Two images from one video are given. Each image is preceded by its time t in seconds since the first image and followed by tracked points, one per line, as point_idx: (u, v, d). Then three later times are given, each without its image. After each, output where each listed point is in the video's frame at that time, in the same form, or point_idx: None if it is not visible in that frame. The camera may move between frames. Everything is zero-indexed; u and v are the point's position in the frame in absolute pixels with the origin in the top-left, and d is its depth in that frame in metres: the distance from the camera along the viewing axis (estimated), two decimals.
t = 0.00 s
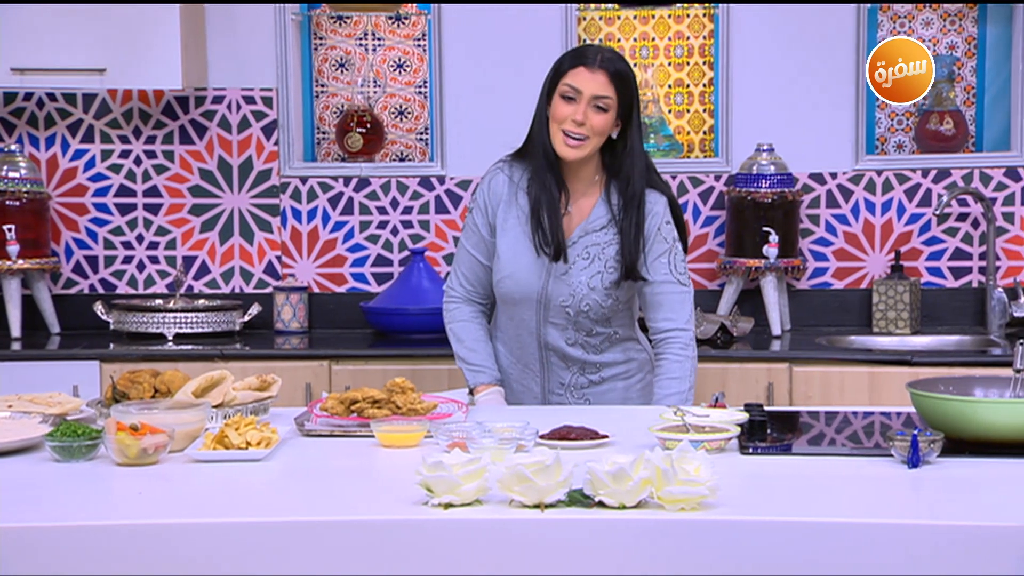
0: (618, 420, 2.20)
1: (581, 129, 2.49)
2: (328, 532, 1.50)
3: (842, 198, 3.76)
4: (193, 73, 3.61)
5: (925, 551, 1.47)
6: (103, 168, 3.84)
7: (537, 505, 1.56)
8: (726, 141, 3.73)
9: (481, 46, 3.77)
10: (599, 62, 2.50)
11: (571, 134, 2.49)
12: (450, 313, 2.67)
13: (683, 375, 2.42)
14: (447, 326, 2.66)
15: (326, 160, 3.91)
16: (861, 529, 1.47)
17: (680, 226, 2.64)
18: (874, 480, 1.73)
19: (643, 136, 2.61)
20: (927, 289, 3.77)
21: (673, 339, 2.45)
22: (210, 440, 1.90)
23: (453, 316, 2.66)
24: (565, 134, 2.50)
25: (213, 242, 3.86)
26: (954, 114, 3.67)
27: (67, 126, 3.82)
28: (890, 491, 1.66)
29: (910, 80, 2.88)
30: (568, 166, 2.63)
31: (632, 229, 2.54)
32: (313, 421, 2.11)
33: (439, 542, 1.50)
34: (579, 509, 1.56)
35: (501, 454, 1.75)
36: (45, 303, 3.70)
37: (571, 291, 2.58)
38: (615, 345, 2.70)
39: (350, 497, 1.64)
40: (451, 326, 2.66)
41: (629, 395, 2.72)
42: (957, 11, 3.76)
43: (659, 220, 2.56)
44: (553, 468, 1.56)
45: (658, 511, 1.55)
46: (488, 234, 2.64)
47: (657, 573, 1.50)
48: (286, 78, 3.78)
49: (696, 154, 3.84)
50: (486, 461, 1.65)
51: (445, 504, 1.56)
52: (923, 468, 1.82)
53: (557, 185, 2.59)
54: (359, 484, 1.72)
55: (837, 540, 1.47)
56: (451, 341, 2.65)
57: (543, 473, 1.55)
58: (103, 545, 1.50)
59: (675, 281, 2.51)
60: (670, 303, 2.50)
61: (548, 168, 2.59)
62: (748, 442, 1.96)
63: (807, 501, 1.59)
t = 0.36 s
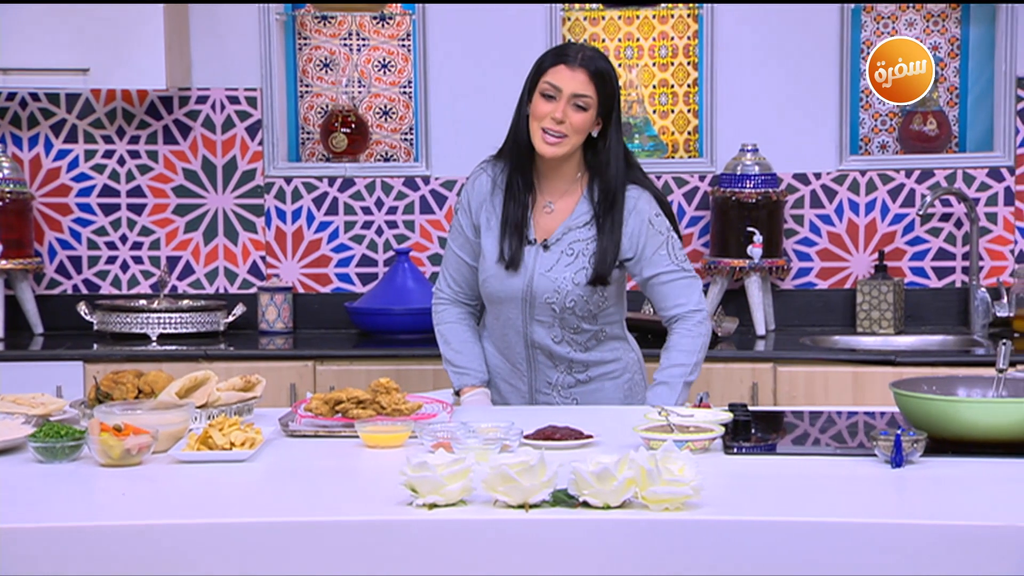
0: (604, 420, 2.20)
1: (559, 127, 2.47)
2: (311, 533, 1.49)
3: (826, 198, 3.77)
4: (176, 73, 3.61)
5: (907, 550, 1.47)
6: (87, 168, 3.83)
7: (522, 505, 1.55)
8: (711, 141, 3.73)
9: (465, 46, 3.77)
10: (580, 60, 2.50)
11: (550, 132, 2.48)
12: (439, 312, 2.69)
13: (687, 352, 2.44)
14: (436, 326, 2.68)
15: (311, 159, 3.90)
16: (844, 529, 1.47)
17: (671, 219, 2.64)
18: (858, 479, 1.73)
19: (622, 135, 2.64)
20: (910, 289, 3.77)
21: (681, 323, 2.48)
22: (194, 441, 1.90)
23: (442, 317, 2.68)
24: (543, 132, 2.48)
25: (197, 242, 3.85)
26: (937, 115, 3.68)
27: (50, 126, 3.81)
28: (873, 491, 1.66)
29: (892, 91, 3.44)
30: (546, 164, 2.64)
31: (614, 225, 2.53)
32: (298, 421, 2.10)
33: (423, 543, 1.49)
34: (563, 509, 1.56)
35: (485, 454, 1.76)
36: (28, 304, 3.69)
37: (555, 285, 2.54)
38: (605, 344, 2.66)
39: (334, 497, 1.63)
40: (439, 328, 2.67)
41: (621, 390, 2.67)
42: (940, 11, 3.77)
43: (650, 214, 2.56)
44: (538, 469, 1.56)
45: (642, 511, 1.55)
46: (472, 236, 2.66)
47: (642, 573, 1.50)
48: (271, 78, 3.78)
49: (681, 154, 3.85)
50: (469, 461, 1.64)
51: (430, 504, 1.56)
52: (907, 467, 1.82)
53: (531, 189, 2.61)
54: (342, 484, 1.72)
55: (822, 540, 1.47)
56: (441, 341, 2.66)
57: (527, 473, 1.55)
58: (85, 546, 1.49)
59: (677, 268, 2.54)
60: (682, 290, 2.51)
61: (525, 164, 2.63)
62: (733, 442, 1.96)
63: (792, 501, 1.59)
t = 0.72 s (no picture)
0: (596, 419, 2.20)
1: (560, 146, 2.47)
2: (301, 533, 1.49)
3: (818, 198, 3.77)
4: (168, 73, 3.61)
5: (896, 550, 1.47)
6: (78, 168, 3.83)
7: (513, 505, 1.55)
8: (703, 141, 3.74)
9: (457, 45, 3.77)
10: (571, 75, 2.45)
11: (550, 150, 2.48)
12: (432, 315, 2.68)
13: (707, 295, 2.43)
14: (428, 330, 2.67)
15: (302, 160, 3.90)
16: (835, 529, 1.47)
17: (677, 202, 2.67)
18: (848, 479, 1.73)
19: (619, 129, 2.63)
20: (902, 289, 3.78)
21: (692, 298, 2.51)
22: (186, 441, 1.89)
23: (436, 318, 2.67)
24: (544, 149, 2.49)
25: (189, 242, 3.85)
26: (929, 115, 3.68)
27: (42, 126, 3.80)
28: (863, 491, 1.66)
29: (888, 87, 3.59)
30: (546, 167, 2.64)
31: (617, 218, 2.57)
32: (290, 421, 2.09)
33: (412, 543, 1.49)
34: (555, 509, 1.55)
35: (477, 454, 1.75)
36: (19, 304, 3.71)
37: (560, 278, 2.57)
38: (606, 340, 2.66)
39: (324, 497, 1.63)
40: (431, 331, 2.66)
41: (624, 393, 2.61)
42: (931, 11, 3.78)
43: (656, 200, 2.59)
44: (529, 469, 1.55)
45: (633, 511, 1.55)
46: (472, 237, 2.67)
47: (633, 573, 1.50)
48: (262, 78, 3.77)
49: (673, 154, 3.85)
50: (461, 461, 1.64)
51: (422, 504, 1.56)
52: (898, 467, 1.82)
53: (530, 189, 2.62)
54: (333, 484, 1.72)
55: (812, 540, 1.47)
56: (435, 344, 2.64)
57: (519, 473, 1.55)
58: (74, 547, 1.49)
59: (697, 238, 2.55)
60: (703, 255, 2.52)
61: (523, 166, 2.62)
62: (725, 442, 1.96)
63: (781, 501, 1.59)
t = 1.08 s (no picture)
0: (592, 419, 2.20)
1: (568, 146, 2.47)
2: (296, 533, 1.49)
3: (814, 198, 3.77)
4: (164, 72, 3.61)
5: (891, 550, 1.47)
6: (74, 168, 3.82)
7: (510, 505, 1.55)
8: (699, 141, 3.74)
9: (454, 45, 3.77)
10: (570, 75, 2.44)
11: (559, 150, 2.48)
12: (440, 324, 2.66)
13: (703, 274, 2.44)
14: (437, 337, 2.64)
15: (299, 160, 3.90)
16: (829, 529, 1.47)
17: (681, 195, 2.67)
18: (844, 480, 1.73)
19: (621, 121, 2.61)
20: (898, 289, 3.78)
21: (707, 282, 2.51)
22: (182, 441, 1.89)
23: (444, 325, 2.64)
24: (553, 150, 2.49)
25: (186, 242, 3.85)
26: (925, 115, 3.69)
27: (37, 126, 3.80)
28: (859, 491, 1.66)
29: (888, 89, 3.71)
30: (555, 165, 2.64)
31: (627, 208, 2.56)
32: (286, 422, 2.09)
33: (408, 543, 1.49)
34: (551, 509, 1.55)
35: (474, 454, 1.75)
36: (15, 304, 3.71)
37: (574, 268, 2.55)
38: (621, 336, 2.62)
39: (320, 498, 1.63)
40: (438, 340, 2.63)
41: (635, 389, 2.61)
42: (927, 11, 3.78)
43: (662, 190, 2.59)
44: (526, 469, 1.55)
45: (630, 511, 1.55)
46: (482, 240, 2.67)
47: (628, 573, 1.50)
48: (258, 78, 3.77)
49: (669, 154, 3.85)
50: (457, 462, 1.64)
51: (418, 504, 1.56)
52: (894, 467, 1.82)
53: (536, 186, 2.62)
54: (328, 484, 1.72)
55: (807, 540, 1.48)
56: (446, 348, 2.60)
57: (515, 473, 1.55)
58: (69, 547, 1.49)
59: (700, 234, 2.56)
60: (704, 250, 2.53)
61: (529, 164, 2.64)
62: (721, 442, 1.96)
63: (777, 501, 1.59)
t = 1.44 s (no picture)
0: (590, 419, 2.20)
1: (565, 134, 2.46)
2: (295, 533, 1.49)
3: (813, 198, 3.77)
4: (163, 72, 3.61)
5: (889, 550, 1.47)
6: (73, 168, 3.82)
7: (509, 505, 1.55)
8: (698, 141, 3.74)
9: (453, 45, 3.77)
10: (566, 62, 2.45)
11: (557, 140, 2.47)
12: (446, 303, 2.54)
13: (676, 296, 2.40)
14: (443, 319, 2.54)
15: (298, 159, 3.90)
16: (827, 529, 1.47)
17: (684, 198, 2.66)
18: (843, 480, 1.73)
19: (622, 118, 2.60)
20: (897, 289, 3.78)
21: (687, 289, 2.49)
22: (180, 441, 1.89)
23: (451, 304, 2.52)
24: (551, 141, 2.48)
25: (185, 242, 3.85)
26: (923, 115, 3.69)
27: (36, 126, 3.80)
28: (858, 491, 1.66)
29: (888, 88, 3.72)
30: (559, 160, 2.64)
31: (631, 205, 2.56)
32: (285, 422, 2.09)
33: (407, 544, 1.49)
34: (550, 509, 1.56)
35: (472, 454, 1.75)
36: (13, 304, 3.71)
37: (583, 265, 2.56)
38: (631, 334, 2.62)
39: (319, 498, 1.63)
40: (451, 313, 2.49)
41: (644, 391, 2.59)
42: (926, 11, 3.78)
43: (663, 190, 2.58)
44: (525, 468, 1.55)
45: (629, 511, 1.55)
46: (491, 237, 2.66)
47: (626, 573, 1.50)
48: (257, 77, 3.77)
49: (668, 154, 3.84)
50: (457, 462, 1.64)
51: (417, 504, 1.56)
52: (893, 467, 1.82)
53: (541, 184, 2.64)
54: (327, 484, 1.72)
55: (806, 540, 1.48)
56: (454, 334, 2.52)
57: (514, 473, 1.54)
58: (67, 547, 1.49)
59: (691, 246, 2.54)
60: (689, 264, 2.50)
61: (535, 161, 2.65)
62: (720, 442, 1.96)
63: (776, 501, 1.59)
